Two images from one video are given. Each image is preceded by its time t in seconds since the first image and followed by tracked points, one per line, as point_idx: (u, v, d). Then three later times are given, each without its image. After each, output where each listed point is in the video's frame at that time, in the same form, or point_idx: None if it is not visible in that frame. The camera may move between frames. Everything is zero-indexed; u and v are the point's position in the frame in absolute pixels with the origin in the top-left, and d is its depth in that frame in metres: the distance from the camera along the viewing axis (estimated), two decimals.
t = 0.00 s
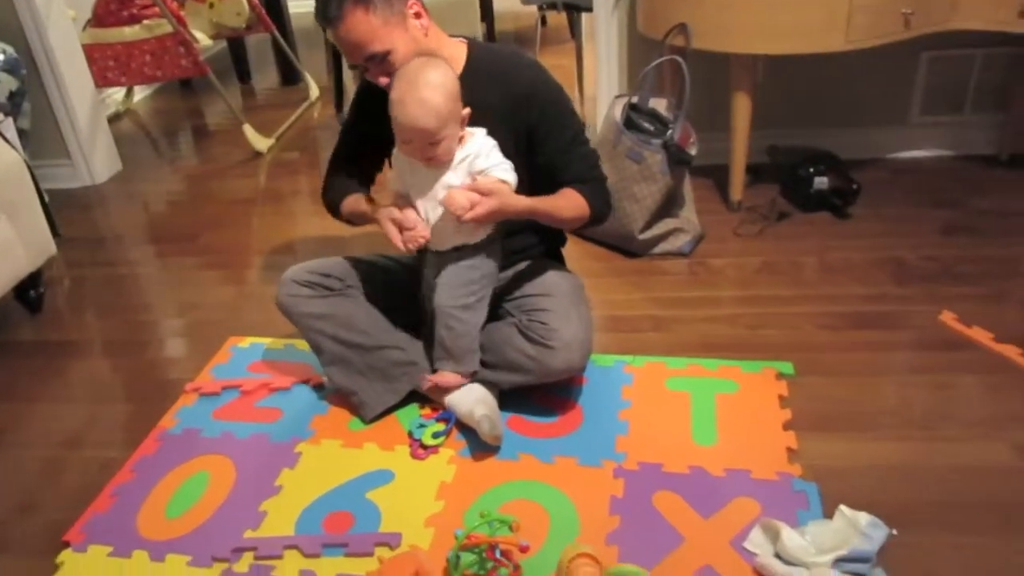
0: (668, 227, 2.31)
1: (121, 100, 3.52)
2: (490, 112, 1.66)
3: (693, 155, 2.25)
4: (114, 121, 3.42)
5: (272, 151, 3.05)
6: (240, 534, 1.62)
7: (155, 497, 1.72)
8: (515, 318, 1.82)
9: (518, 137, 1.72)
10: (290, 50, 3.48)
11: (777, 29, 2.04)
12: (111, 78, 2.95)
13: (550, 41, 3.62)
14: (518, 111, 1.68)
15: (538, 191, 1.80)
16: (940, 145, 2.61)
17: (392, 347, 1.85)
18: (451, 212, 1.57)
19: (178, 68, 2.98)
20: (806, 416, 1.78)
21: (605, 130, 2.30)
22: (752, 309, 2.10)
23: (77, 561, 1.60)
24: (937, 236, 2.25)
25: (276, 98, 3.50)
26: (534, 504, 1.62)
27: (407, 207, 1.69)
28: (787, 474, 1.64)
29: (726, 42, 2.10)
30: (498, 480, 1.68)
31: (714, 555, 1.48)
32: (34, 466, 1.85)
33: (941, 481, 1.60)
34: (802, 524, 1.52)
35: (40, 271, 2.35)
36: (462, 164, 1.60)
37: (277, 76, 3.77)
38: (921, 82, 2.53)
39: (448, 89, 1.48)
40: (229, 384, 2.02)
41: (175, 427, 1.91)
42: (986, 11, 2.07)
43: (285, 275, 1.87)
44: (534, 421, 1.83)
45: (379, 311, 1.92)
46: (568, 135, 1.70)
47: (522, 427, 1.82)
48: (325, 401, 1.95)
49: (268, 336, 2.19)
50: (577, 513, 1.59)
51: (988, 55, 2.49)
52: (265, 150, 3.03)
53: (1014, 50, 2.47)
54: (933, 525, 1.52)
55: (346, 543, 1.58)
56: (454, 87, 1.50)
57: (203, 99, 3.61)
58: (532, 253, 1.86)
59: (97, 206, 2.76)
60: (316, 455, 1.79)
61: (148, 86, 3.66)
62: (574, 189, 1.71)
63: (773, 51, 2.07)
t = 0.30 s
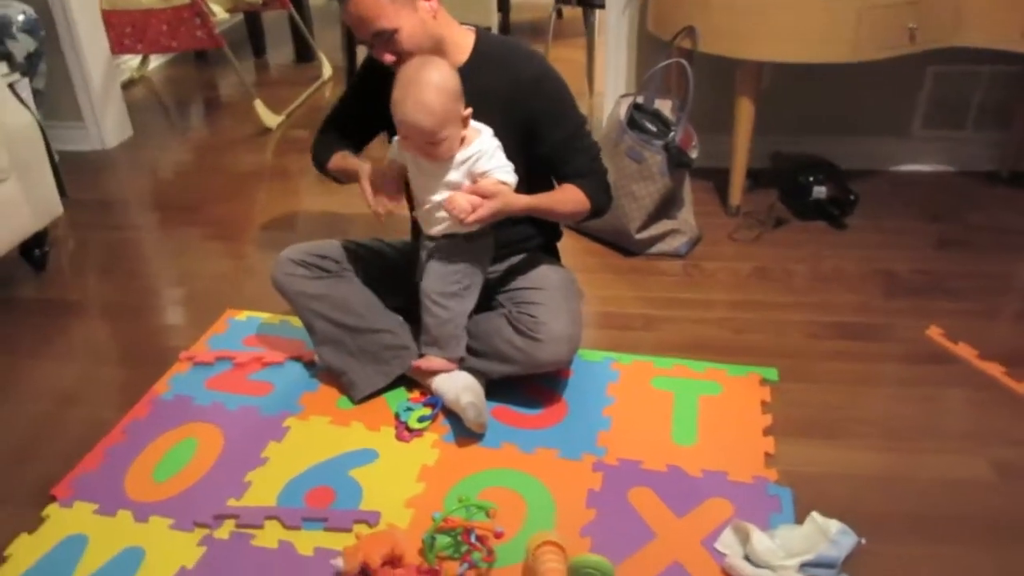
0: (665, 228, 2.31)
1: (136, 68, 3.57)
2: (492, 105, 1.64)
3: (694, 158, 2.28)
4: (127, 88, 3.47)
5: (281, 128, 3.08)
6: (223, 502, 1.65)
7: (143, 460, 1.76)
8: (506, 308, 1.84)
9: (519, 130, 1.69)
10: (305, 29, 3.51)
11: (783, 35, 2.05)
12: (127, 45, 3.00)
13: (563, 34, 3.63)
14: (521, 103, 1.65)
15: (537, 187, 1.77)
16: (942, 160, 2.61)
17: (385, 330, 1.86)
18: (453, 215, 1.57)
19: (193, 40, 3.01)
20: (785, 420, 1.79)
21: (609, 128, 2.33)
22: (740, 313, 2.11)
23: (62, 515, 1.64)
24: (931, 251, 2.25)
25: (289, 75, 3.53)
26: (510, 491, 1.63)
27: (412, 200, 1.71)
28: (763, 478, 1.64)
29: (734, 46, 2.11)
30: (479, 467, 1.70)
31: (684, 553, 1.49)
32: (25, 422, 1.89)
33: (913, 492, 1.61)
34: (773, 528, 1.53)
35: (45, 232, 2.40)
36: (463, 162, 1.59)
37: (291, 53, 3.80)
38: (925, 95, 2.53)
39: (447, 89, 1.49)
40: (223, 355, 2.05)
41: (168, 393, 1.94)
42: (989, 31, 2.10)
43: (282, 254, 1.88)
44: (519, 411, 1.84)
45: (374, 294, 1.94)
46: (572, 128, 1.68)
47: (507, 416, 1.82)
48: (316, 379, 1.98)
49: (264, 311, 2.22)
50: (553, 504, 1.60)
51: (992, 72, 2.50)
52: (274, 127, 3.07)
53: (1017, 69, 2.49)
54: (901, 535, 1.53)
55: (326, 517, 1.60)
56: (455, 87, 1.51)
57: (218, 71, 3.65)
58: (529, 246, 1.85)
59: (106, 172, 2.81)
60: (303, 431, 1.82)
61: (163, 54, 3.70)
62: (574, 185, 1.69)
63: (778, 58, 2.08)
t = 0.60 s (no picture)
0: (673, 272, 2.32)
1: (166, 77, 3.63)
2: (510, 136, 1.66)
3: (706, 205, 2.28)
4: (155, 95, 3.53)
5: (301, 146, 3.13)
6: (210, 511, 1.64)
7: (134, 462, 1.75)
8: (506, 337, 1.83)
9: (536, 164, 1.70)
10: (333, 52, 3.58)
11: (801, 90, 2.08)
12: (158, 53, 3.07)
13: (585, 76, 3.69)
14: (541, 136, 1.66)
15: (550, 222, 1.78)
16: (953, 224, 2.62)
17: (390, 349, 1.86)
18: (461, 239, 1.56)
19: (224, 54, 3.05)
20: (781, 470, 1.78)
21: (623, 169, 2.35)
22: (742, 360, 2.11)
23: (47, 511, 1.63)
24: (938, 312, 2.25)
25: (314, 96, 3.59)
26: (498, 522, 1.62)
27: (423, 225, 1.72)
28: (755, 528, 1.62)
29: (751, 97, 2.15)
30: (469, 496, 1.68)
31: None
32: (22, 412, 1.89)
33: (907, 551, 1.59)
34: None
35: (60, 227, 2.42)
36: (475, 187, 1.61)
37: (317, 75, 3.87)
38: (939, 159, 2.56)
39: (473, 114, 1.51)
40: (223, 365, 2.05)
41: (165, 398, 1.94)
42: (1005, 99, 2.13)
43: (299, 260, 1.90)
44: (513, 443, 1.83)
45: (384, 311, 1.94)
46: (587, 169, 1.68)
47: (500, 448, 1.81)
48: (314, 394, 1.98)
49: (268, 323, 2.23)
50: (542, 539, 1.58)
51: (1007, 140, 2.52)
52: (296, 146, 3.10)
53: None
54: None
55: (312, 535, 1.59)
56: (480, 114, 1.53)
57: (244, 86, 3.72)
58: (536, 280, 1.85)
59: (125, 175, 2.85)
60: (296, 447, 1.81)
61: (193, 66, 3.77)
62: (584, 225, 1.69)
63: (794, 111, 2.11)
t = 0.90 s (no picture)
0: (679, 321, 2.33)
1: (181, 122, 3.70)
2: (519, 186, 1.68)
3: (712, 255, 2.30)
4: (170, 139, 3.59)
5: (312, 192, 3.16)
6: (210, 554, 1.62)
7: (135, 502, 1.74)
8: (512, 382, 1.82)
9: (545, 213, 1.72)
10: (346, 101, 3.64)
11: (806, 144, 2.12)
12: (175, 99, 3.13)
13: (594, 128, 3.75)
14: (551, 188, 1.68)
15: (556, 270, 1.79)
16: (959, 280, 2.64)
17: (394, 396, 1.86)
18: (458, 300, 1.58)
19: (239, 101, 3.12)
20: (790, 523, 1.76)
21: (631, 219, 2.37)
22: (750, 410, 2.10)
23: (46, 550, 1.61)
24: (945, 366, 2.25)
25: (326, 143, 3.64)
26: (500, 570, 1.60)
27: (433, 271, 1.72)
28: None
29: (757, 150, 2.18)
30: (473, 544, 1.67)
31: None
32: (26, 450, 1.89)
33: None
34: None
35: (71, 267, 2.44)
36: (476, 235, 1.61)
37: (330, 123, 3.93)
38: (944, 215, 2.58)
39: (480, 156, 1.52)
40: (228, 407, 2.04)
41: (168, 438, 1.93)
42: (1010, 155, 2.16)
43: (305, 306, 1.89)
44: (517, 490, 1.81)
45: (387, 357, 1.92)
46: (595, 220, 1.69)
47: (504, 495, 1.80)
48: (317, 438, 1.97)
49: (274, 366, 2.23)
50: None
51: (1013, 196, 2.54)
52: (307, 191, 3.14)
53: None
54: None
55: None
56: (487, 156, 1.54)
57: (258, 132, 3.78)
58: (540, 324, 1.86)
59: (137, 216, 2.88)
60: (298, 490, 1.79)
61: (208, 112, 3.84)
62: (582, 278, 1.70)
63: (799, 165, 2.14)
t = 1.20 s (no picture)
0: (688, 376, 2.33)
1: (194, 176, 3.75)
2: (537, 234, 1.69)
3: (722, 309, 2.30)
4: (184, 193, 3.64)
5: (323, 245, 3.19)
6: None
7: (141, 555, 1.71)
8: (522, 435, 1.81)
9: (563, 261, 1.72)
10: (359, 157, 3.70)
11: (814, 200, 2.14)
12: (191, 154, 3.16)
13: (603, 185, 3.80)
14: (567, 237, 1.70)
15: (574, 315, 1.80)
16: (968, 338, 2.64)
17: (402, 447, 1.82)
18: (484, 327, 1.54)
19: (254, 156, 3.17)
20: None
21: (641, 273, 2.40)
22: (763, 467, 2.08)
23: None
24: (957, 425, 2.25)
25: (337, 198, 3.69)
26: None
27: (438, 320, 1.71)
28: None
29: (766, 207, 2.21)
30: None
31: None
32: (34, 501, 1.87)
33: None
34: None
35: (83, 318, 2.46)
36: (493, 280, 1.62)
37: (342, 178, 3.99)
38: (953, 273, 2.60)
39: (496, 202, 1.55)
40: (236, 458, 2.03)
41: (176, 490, 1.91)
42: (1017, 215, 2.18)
43: (316, 356, 1.90)
44: (527, 546, 1.79)
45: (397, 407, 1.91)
46: (612, 267, 1.70)
47: (514, 550, 1.77)
48: (325, 490, 1.95)
49: (284, 418, 2.23)
50: None
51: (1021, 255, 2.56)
52: (318, 244, 3.17)
53: None
54: None
55: None
56: (501, 201, 1.56)
57: (270, 187, 3.83)
58: (554, 378, 1.84)
59: (150, 268, 2.90)
60: (306, 543, 1.77)
61: (222, 167, 3.90)
62: (602, 322, 1.68)
63: (809, 220, 2.16)
